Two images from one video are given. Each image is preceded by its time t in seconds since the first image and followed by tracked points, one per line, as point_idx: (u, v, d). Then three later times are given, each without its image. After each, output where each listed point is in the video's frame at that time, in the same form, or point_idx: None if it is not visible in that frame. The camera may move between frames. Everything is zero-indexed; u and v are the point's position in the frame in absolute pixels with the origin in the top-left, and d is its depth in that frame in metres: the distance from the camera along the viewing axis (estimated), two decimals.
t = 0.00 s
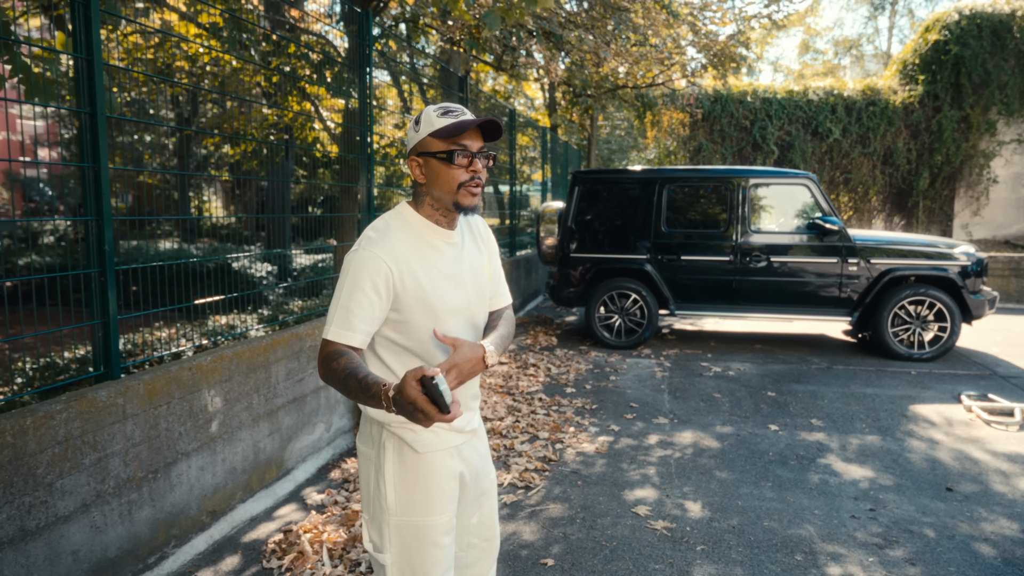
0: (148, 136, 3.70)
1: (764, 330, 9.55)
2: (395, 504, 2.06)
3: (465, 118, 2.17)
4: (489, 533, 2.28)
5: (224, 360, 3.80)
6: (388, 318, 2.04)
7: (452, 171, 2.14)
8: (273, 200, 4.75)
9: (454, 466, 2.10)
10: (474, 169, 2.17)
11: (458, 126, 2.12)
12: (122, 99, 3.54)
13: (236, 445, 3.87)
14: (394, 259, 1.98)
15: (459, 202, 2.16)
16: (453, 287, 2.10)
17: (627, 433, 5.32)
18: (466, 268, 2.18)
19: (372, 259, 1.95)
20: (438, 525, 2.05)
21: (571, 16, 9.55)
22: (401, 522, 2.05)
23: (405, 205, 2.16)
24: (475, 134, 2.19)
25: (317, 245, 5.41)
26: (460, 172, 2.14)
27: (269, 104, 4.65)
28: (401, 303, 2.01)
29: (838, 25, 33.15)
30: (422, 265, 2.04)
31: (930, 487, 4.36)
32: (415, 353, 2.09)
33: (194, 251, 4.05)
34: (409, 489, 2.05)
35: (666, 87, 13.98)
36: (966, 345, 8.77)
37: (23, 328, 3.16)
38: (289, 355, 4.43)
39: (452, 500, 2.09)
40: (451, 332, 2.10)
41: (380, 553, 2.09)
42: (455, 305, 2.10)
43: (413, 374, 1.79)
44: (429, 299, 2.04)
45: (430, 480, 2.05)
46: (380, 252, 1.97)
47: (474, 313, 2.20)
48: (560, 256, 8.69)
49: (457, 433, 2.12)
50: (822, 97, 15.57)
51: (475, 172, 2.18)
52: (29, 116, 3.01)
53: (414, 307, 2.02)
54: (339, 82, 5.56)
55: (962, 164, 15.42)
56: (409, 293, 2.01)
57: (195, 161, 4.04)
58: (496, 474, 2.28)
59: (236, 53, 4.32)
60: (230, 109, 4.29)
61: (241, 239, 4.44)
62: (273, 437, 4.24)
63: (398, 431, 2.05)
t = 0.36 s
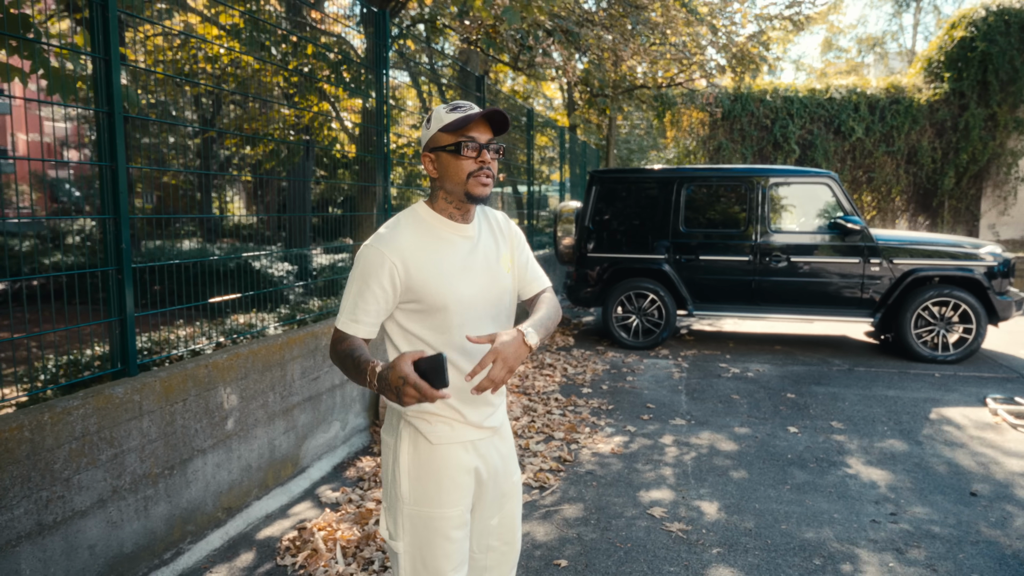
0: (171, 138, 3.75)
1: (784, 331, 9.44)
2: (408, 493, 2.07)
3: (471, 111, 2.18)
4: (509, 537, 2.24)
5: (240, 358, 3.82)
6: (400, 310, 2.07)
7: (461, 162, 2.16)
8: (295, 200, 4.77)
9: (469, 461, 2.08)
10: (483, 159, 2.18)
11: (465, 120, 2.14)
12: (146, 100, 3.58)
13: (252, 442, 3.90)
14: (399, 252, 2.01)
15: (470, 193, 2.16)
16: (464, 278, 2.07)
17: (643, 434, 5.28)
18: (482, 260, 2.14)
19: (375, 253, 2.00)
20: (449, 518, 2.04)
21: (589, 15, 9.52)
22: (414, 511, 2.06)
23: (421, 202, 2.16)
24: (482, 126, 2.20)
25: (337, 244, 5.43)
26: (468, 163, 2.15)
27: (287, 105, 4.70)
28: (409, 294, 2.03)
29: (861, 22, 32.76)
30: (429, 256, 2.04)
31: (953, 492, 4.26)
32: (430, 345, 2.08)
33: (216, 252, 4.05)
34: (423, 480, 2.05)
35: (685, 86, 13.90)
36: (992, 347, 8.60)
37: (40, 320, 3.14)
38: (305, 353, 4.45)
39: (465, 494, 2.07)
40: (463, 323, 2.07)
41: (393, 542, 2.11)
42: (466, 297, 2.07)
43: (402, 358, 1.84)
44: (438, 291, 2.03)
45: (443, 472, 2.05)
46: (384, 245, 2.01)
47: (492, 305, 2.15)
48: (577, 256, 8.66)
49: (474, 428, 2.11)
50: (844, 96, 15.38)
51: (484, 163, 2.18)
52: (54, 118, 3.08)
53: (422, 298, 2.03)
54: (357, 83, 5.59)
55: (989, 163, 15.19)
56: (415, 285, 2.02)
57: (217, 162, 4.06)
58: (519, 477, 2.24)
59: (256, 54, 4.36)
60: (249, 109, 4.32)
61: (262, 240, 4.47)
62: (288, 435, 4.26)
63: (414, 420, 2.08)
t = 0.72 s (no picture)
0: (200, 140, 3.89)
1: (807, 333, 9.30)
2: (426, 480, 2.07)
3: (488, 113, 2.15)
4: (522, 537, 2.22)
5: (257, 356, 3.87)
6: (423, 299, 2.09)
7: (480, 162, 2.14)
8: (318, 201, 4.87)
9: (486, 452, 2.07)
10: (502, 159, 2.15)
11: (484, 122, 2.12)
12: (173, 102, 3.71)
13: (267, 440, 3.94)
14: (422, 242, 2.04)
15: (490, 191, 2.14)
16: (486, 272, 2.08)
17: (660, 435, 5.24)
18: (505, 255, 2.14)
19: (399, 241, 2.04)
20: (464, 507, 2.04)
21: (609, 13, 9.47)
22: (430, 498, 2.06)
23: (449, 201, 2.16)
24: (500, 128, 2.18)
25: (359, 244, 5.47)
26: (488, 163, 2.13)
27: (311, 106, 4.74)
28: (430, 282, 2.05)
29: (891, 19, 32.24)
30: (452, 247, 2.06)
31: (977, 498, 4.16)
32: (450, 335, 2.09)
33: (242, 251, 4.17)
34: (440, 467, 2.05)
35: (709, 85, 13.80)
36: None
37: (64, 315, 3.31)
38: (321, 352, 4.49)
39: (482, 485, 2.07)
40: (482, 314, 2.08)
41: (409, 528, 2.11)
42: (485, 289, 2.07)
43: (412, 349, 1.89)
44: (459, 280, 2.04)
45: (460, 460, 2.04)
46: (408, 235, 2.05)
47: (512, 300, 2.14)
48: (597, 256, 8.62)
49: (492, 420, 2.10)
50: (872, 94, 15.24)
51: (504, 162, 2.15)
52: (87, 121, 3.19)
53: (443, 286, 2.05)
54: (378, 83, 5.61)
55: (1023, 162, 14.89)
56: (437, 274, 2.04)
57: (245, 164, 4.17)
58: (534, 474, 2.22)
59: (278, 56, 4.41)
60: (272, 110, 4.37)
61: (289, 240, 4.58)
62: (304, 433, 4.30)
63: (433, 408, 2.08)
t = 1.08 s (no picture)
0: (228, 142, 3.94)
1: (830, 334, 9.18)
2: (430, 471, 2.09)
3: (499, 116, 2.18)
4: (524, 531, 2.23)
5: (271, 353, 3.93)
6: (431, 297, 2.11)
7: (495, 161, 2.16)
8: (342, 202, 4.93)
9: (489, 444, 2.08)
10: (515, 158, 2.18)
11: (497, 124, 2.13)
12: (204, 105, 3.79)
13: (282, 436, 4.00)
14: (431, 240, 2.06)
15: (503, 190, 2.16)
16: (493, 270, 2.08)
17: (676, 436, 5.22)
18: (513, 254, 2.15)
19: (408, 239, 2.07)
20: (467, 498, 2.05)
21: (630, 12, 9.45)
22: (434, 488, 2.08)
23: (460, 203, 2.17)
24: (512, 130, 2.20)
25: (382, 244, 5.53)
26: (502, 163, 2.15)
27: (332, 108, 4.79)
28: (439, 279, 2.07)
29: (922, 15, 31.71)
30: (461, 245, 2.08)
31: (999, 503, 4.07)
32: (457, 331, 2.10)
33: (269, 251, 4.27)
34: (444, 458, 2.06)
35: (733, 84, 13.76)
36: None
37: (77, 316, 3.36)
38: (336, 350, 4.54)
39: (485, 476, 2.07)
40: (488, 312, 2.08)
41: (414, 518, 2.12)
42: (492, 287, 2.08)
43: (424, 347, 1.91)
44: (467, 278, 2.06)
45: (463, 451, 2.05)
46: (417, 232, 2.07)
47: (518, 299, 2.14)
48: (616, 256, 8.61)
49: (495, 413, 2.10)
50: (900, 92, 15.38)
51: (516, 162, 2.18)
52: (117, 124, 3.31)
53: (450, 283, 2.06)
54: (399, 85, 5.64)
55: None
56: (445, 271, 2.05)
57: (272, 165, 4.25)
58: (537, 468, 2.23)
59: (299, 58, 4.45)
60: (294, 112, 4.43)
61: (314, 240, 4.67)
62: (319, 430, 4.36)
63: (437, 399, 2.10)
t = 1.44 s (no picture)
0: (247, 143, 4.00)
1: (845, 335, 9.10)
2: (428, 473, 2.10)
3: (479, 112, 2.26)
4: (522, 528, 2.26)
5: (281, 349, 3.99)
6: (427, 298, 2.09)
7: (478, 156, 2.22)
8: (360, 201, 4.99)
9: (486, 444, 2.10)
10: (497, 153, 2.25)
11: (477, 119, 2.22)
12: (223, 106, 3.85)
13: (291, 431, 4.06)
14: (423, 239, 2.04)
15: (488, 184, 2.22)
16: (486, 264, 2.11)
17: (685, 435, 5.21)
18: (500, 248, 2.18)
19: (403, 239, 2.04)
20: (466, 498, 2.07)
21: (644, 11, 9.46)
22: (432, 490, 2.09)
23: (441, 199, 2.20)
24: (492, 125, 2.28)
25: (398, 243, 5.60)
26: (485, 157, 2.22)
27: (346, 108, 4.82)
28: (436, 279, 2.06)
29: (946, 12, 31.33)
30: (452, 243, 2.08)
31: (1011, 505, 4.03)
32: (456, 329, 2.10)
33: (286, 250, 4.34)
34: (441, 459, 2.08)
35: (751, 83, 13.78)
36: None
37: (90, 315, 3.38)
38: (346, 347, 4.60)
39: (483, 476, 2.09)
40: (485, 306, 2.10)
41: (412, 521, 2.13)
42: (487, 281, 2.11)
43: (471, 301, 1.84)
44: (462, 274, 2.06)
45: (460, 452, 2.07)
46: (409, 232, 2.05)
47: (511, 292, 2.18)
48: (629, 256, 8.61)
49: (492, 412, 2.12)
50: (920, 90, 15.65)
51: (498, 156, 2.25)
52: (133, 123, 3.41)
53: (449, 281, 2.06)
54: (412, 85, 5.69)
55: None
56: (440, 269, 2.05)
57: (290, 165, 4.32)
58: (533, 465, 2.26)
59: (314, 58, 4.49)
60: (311, 112, 4.49)
61: (331, 239, 4.74)
62: (328, 425, 4.41)
63: (433, 401, 2.11)
